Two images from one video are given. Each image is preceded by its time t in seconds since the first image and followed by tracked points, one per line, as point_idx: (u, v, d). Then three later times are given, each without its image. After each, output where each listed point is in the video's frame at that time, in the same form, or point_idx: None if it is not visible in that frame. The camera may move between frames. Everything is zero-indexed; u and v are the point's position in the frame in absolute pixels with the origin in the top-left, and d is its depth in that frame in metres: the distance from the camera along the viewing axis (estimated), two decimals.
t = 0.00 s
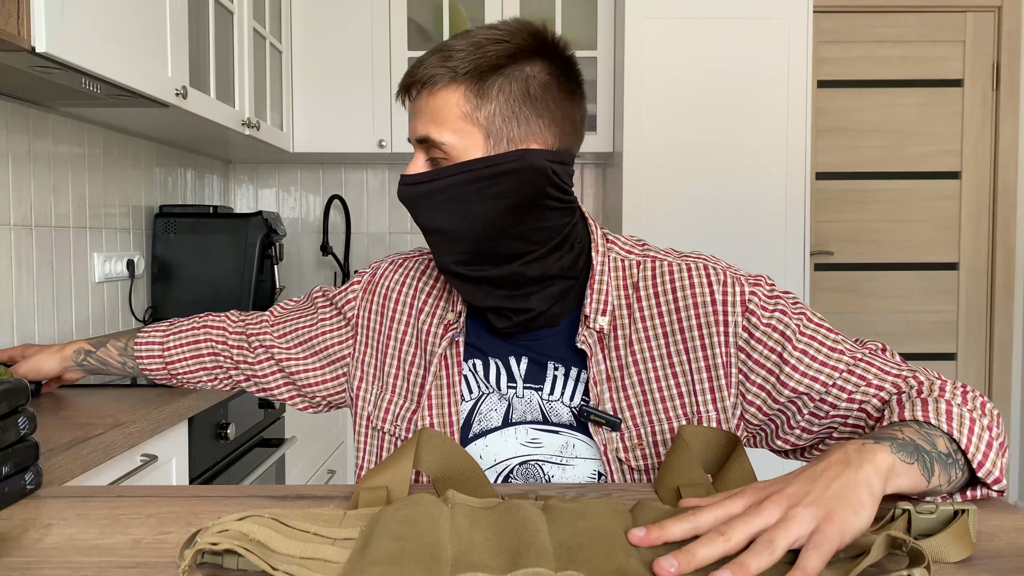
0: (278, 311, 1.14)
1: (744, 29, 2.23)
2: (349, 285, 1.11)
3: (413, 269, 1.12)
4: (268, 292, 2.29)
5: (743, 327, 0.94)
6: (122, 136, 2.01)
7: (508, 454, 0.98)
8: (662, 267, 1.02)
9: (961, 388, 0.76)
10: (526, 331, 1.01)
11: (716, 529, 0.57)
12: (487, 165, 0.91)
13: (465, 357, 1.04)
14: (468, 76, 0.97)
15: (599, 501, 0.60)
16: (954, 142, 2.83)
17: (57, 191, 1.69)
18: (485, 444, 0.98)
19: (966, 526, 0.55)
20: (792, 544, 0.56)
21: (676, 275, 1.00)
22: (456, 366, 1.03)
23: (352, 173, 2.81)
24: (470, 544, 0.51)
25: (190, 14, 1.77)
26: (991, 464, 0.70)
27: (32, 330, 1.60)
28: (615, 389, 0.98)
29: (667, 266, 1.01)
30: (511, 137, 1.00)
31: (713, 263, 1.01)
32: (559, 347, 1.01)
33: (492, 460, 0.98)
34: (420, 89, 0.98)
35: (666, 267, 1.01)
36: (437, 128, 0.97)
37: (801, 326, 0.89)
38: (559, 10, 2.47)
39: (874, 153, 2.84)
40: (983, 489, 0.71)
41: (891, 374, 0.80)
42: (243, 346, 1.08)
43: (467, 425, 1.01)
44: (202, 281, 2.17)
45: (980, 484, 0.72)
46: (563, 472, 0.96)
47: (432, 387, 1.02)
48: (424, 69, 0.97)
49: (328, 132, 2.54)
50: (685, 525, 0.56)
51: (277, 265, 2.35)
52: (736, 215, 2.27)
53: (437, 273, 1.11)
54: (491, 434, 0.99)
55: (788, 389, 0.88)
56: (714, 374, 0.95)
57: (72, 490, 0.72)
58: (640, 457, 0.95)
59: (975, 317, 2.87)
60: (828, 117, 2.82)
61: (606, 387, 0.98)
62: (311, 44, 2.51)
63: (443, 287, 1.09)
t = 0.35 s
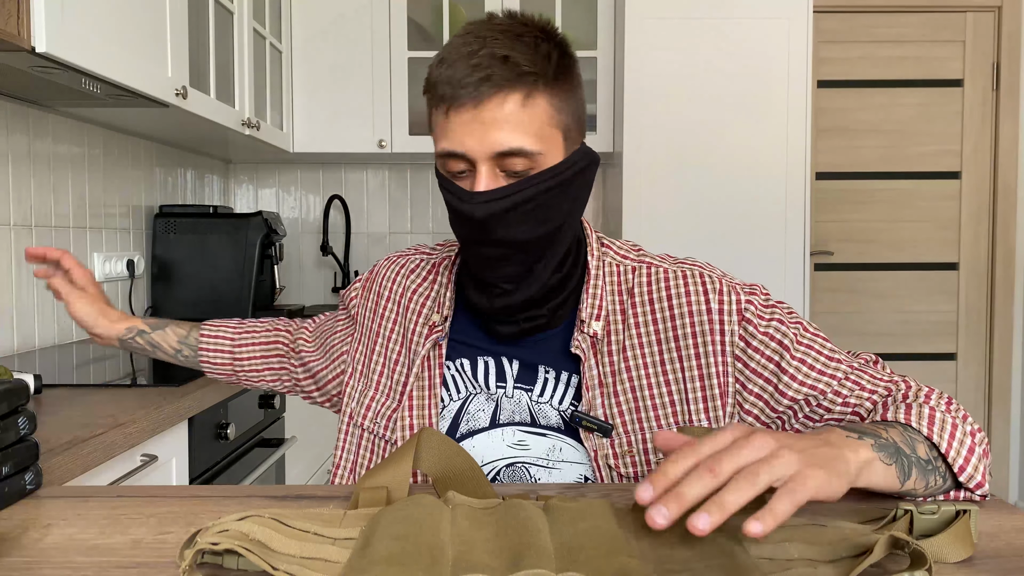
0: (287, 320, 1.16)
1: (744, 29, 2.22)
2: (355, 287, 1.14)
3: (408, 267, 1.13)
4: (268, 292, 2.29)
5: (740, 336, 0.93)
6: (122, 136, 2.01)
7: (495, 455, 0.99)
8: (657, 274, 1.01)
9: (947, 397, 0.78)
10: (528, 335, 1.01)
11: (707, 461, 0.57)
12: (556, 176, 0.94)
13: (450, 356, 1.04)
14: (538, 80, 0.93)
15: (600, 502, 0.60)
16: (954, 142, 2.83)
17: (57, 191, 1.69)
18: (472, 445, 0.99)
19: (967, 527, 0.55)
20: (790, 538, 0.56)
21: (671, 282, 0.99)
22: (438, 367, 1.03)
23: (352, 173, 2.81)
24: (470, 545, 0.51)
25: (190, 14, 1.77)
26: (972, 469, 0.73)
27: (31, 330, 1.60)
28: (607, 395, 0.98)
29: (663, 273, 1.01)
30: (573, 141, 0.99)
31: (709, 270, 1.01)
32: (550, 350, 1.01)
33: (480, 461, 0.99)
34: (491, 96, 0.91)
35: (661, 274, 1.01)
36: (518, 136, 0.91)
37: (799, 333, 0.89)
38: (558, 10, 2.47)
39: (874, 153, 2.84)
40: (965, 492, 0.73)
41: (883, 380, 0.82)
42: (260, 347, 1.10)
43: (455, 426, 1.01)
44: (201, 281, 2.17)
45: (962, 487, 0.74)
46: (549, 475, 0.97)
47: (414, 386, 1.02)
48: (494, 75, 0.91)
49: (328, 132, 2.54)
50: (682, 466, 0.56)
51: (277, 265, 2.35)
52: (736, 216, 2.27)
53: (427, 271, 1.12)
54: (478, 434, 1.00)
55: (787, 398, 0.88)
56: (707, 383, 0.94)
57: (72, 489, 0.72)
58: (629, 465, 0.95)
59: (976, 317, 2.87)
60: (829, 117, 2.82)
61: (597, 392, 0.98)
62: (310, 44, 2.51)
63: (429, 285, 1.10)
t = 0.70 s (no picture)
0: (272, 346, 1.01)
1: (744, 29, 2.23)
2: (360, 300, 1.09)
3: (425, 275, 1.12)
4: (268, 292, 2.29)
5: (742, 324, 1.00)
6: (122, 136, 2.02)
7: (520, 457, 0.99)
8: (668, 266, 1.07)
9: (948, 397, 0.79)
10: (545, 334, 1.03)
11: (647, 531, 0.57)
12: (602, 173, 0.97)
13: (478, 361, 1.05)
14: (600, 82, 0.98)
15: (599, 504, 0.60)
16: (954, 142, 2.83)
17: (57, 191, 1.69)
18: (496, 450, 1.00)
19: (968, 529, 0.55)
20: (790, 545, 0.56)
21: (679, 273, 1.06)
22: (469, 370, 1.04)
23: (352, 173, 2.81)
24: (471, 545, 0.51)
25: (190, 14, 1.77)
26: (933, 480, 0.74)
27: (32, 330, 1.60)
28: (623, 385, 1.02)
29: (672, 265, 1.07)
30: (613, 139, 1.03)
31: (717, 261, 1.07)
32: (572, 349, 1.04)
33: (505, 464, 0.99)
34: (560, 89, 0.94)
35: (671, 266, 1.07)
36: (579, 131, 0.95)
37: (798, 324, 0.95)
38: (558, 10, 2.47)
39: (874, 153, 2.84)
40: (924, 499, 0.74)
41: (884, 375, 0.84)
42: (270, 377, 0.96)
43: (478, 431, 1.01)
44: (202, 281, 2.18)
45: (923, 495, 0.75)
46: (575, 473, 0.99)
47: (444, 394, 1.03)
48: (565, 70, 0.95)
49: (327, 132, 2.54)
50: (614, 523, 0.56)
51: (277, 265, 2.35)
52: (737, 215, 2.27)
53: (447, 276, 1.12)
54: (501, 439, 1.00)
55: (780, 384, 0.94)
56: (716, 369, 1.00)
57: (72, 490, 0.72)
58: (646, 453, 0.99)
59: (976, 317, 2.87)
60: (828, 117, 2.82)
61: (614, 382, 1.02)
62: (311, 44, 2.51)
63: (450, 289, 1.11)
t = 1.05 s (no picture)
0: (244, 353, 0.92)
1: (745, 29, 2.22)
2: (349, 305, 1.01)
3: (427, 281, 1.08)
4: (268, 292, 2.29)
5: (740, 321, 1.01)
6: (122, 136, 2.01)
7: (528, 463, 0.98)
8: (667, 266, 1.09)
9: (939, 398, 0.80)
10: (565, 335, 1.04)
11: (671, 530, 0.57)
12: (617, 165, 0.96)
13: (492, 370, 1.04)
14: (613, 72, 1.00)
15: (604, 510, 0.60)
16: (954, 142, 2.83)
17: (57, 191, 1.69)
18: (506, 458, 0.99)
19: (978, 529, 0.54)
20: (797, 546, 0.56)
21: (680, 273, 1.07)
22: (482, 380, 1.03)
23: (352, 173, 2.81)
24: (477, 553, 0.52)
25: (190, 14, 1.77)
26: (947, 470, 0.74)
27: (31, 331, 1.60)
28: (632, 384, 1.03)
29: (672, 265, 1.08)
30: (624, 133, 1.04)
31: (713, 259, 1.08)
32: (589, 350, 1.05)
33: (514, 470, 0.98)
34: (575, 78, 0.96)
35: (671, 266, 1.08)
36: (594, 120, 0.97)
37: (792, 323, 0.96)
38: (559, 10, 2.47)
39: (874, 153, 2.84)
40: (937, 493, 0.75)
41: (875, 381, 0.86)
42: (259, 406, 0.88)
43: (488, 439, 1.00)
44: (202, 281, 2.18)
45: (935, 488, 0.75)
46: (585, 475, 0.98)
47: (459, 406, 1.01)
48: (580, 60, 0.97)
49: (327, 132, 2.54)
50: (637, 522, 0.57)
51: (277, 265, 2.35)
52: (738, 217, 2.27)
53: (452, 281, 1.09)
54: (510, 447, 0.99)
55: (771, 382, 0.96)
56: (722, 365, 1.00)
57: (72, 490, 0.71)
58: (656, 450, 0.99)
59: (976, 317, 2.87)
60: (828, 117, 2.82)
61: (625, 382, 1.02)
62: (311, 44, 2.51)
63: (457, 295, 1.08)
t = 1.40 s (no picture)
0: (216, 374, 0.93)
1: (744, 29, 2.22)
2: (322, 323, 1.02)
3: (407, 293, 1.08)
4: (268, 292, 2.30)
5: (743, 327, 1.01)
6: (122, 136, 2.01)
7: (522, 476, 0.98)
8: (663, 268, 1.09)
9: (950, 404, 0.81)
10: (544, 346, 1.02)
11: (692, 512, 0.57)
12: (595, 154, 0.97)
13: (476, 384, 1.03)
14: (579, 59, 1.02)
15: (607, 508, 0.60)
16: (954, 142, 2.82)
17: (57, 191, 1.69)
18: (497, 472, 0.98)
19: (977, 529, 0.55)
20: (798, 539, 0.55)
21: (677, 276, 1.07)
22: (466, 393, 1.02)
23: (352, 173, 2.81)
24: (477, 552, 0.52)
25: (190, 14, 1.77)
26: (953, 475, 0.75)
27: (31, 330, 1.60)
28: (625, 394, 1.02)
29: (668, 268, 1.08)
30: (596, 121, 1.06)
31: (710, 262, 1.08)
32: (576, 358, 1.04)
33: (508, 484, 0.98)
34: (542, 66, 0.97)
35: (667, 269, 1.08)
36: (564, 106, 0.98)
37: (803, 328, 0.97)
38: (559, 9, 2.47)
39: (874, 153, 2.84)
40: (940, 496, 0.75)
41: (890, 383, 0.87)
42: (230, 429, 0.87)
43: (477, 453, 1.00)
44: (202, 281, 2.18)
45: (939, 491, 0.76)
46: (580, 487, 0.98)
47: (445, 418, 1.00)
48: (545, 48, 0.98)
49: (327, 132, 2.53)
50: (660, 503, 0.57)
51: (277, 265, 2.35)
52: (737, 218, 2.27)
53: (434, 294, 1.09)
54: (501, 461, 0.99)
55: (787, 391, 0.96)
56: (721, 374, 1.00)
57: (72, 490, 0.71)
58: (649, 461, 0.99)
59: (976, 317, 2.87)
60: (828, 117, 2.82)
61: (616, 391, 1.02)
62: (311, 45, 2.51)
63: (438, 308, 1.08)
